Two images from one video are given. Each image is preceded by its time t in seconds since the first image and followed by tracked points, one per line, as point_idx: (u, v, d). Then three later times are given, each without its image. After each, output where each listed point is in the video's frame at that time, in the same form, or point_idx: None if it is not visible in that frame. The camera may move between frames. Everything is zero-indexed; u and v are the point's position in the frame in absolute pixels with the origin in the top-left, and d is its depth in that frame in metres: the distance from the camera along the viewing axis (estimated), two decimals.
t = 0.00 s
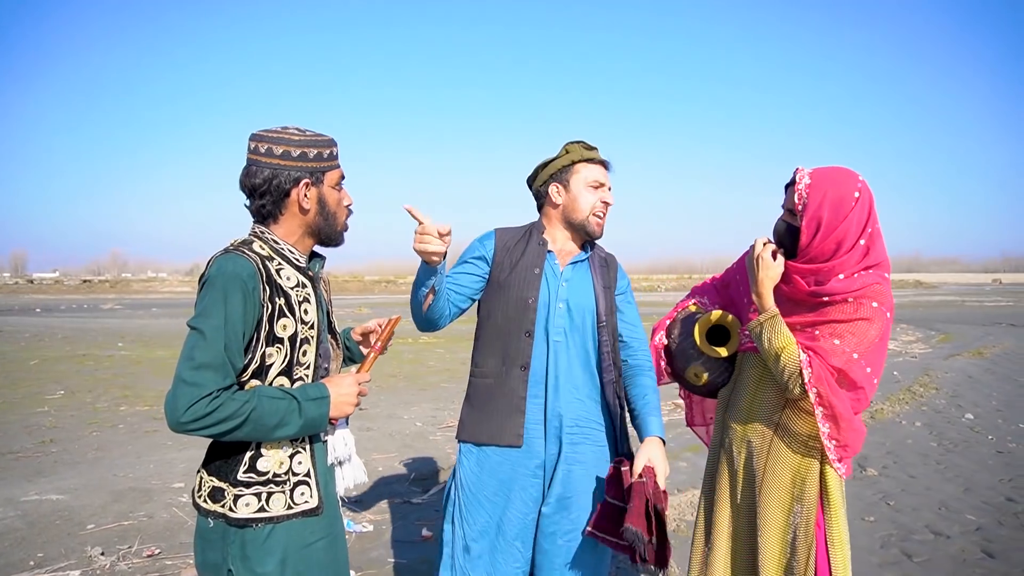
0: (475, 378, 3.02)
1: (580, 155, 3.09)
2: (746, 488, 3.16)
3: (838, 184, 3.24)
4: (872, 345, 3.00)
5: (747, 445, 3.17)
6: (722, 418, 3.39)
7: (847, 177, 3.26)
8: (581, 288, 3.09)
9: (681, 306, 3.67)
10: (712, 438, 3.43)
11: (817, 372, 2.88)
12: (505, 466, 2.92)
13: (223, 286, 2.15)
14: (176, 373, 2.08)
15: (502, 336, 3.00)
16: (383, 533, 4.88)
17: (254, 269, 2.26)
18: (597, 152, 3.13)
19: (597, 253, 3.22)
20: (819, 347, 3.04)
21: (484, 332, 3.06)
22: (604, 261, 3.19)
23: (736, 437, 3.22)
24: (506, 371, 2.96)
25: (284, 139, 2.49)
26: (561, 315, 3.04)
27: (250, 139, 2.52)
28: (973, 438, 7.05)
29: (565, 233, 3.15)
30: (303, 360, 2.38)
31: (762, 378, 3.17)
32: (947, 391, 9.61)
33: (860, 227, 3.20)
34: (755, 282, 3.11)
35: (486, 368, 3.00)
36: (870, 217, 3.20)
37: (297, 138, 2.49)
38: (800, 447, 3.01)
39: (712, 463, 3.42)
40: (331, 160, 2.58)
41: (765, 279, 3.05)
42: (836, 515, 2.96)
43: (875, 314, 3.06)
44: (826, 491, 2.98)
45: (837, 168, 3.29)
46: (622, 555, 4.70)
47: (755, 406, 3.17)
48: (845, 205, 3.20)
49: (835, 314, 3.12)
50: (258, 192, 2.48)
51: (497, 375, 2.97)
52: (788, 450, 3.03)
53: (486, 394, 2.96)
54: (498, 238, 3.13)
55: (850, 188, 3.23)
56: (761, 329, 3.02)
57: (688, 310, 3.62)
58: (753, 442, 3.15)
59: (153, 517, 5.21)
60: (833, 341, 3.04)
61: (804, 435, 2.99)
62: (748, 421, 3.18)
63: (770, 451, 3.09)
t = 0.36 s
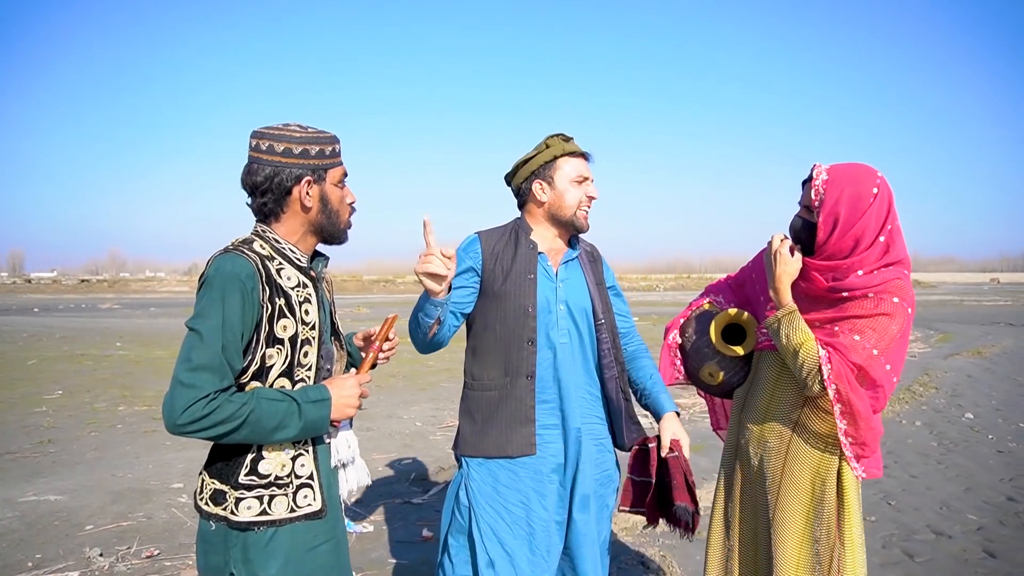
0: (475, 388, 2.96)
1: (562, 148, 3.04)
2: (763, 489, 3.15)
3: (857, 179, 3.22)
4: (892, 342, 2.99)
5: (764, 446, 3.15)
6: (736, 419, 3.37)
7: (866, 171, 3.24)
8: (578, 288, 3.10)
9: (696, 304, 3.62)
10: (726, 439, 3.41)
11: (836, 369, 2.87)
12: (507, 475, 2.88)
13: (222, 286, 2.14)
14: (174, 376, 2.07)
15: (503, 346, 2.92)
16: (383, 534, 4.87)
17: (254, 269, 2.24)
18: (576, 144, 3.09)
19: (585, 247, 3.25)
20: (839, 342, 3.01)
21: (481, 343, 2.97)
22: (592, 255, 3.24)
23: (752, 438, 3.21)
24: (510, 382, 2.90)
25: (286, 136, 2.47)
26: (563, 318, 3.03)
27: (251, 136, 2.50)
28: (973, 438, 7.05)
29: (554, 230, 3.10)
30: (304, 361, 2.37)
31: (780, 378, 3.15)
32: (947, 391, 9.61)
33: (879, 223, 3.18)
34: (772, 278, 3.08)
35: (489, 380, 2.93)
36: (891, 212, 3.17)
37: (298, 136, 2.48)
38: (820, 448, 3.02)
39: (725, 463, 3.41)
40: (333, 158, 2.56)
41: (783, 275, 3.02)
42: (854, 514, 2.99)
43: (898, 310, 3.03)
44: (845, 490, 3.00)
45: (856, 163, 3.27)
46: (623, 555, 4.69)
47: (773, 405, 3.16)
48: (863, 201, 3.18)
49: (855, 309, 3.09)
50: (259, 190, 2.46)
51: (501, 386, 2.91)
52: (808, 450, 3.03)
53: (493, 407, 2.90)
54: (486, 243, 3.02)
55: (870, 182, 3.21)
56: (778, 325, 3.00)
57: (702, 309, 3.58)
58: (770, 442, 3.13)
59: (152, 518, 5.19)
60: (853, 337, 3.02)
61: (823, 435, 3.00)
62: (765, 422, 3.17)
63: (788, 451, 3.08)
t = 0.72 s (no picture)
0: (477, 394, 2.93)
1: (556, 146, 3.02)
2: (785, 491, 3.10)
3: (876, 177, 3.19)
4: (919, 343, 2.97)
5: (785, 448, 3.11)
6: (752, 422, 3.34)
7: (884, 166, 3.21)
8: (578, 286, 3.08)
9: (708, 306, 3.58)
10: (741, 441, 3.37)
11: (864, 367, 2.84)
12: (511, 482, 2.85)
13: (218, 285, 2.11)
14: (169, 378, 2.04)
15: (504, 351, 2.89)
16: (385, 536, 4.84)
17: (251, 267, 2.22)
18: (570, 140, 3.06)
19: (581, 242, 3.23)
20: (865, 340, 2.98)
21: (483, 349, 2.93)
22: (589, 252, 3.21)
23: (772, 440, 3.16)
24: (512, 387, 2.86)
25: (284, 132, 2.44)
26: (565, 318, 3.00)
27: (248, 130, 2.47)
28: (976, 438, 7.03)
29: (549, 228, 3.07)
30: (303, 361, 2.35)
31: (801, 379, 3.13)
32: (949, 390, 9.60)
33: (901, 222, 3.14)
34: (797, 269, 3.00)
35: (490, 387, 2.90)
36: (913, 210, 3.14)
37: (297, 131, 2.45)
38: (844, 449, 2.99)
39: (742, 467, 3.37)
40: (331, 154, 2.54)
41: (811, 266, 2.96)
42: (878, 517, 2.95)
43: (925, 310, 3.02)
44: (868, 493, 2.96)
45: (873, 159, 3.24)
46: (626, 557, 4.67)
47: (793, 408, 3.13)
48: (883, 199, 3.15)
49: (882, 309, 3.07)
50: (256, 186, 2.43)
51: (502, 392, 2.87)
52: (833, 452, 3.00)
53: (495, 413, 2.86)
54: (483, 246, 3.00)
55: (889, 180, 3.17)
56: (805, 318, 2.93)
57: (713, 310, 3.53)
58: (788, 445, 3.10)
59: (151, 520, 5.16)
60: (879, 335, 2.99)
61: (849, 436, 2.97)
62: (787, 423, 3.13)
63: (812, 453, 3.04)
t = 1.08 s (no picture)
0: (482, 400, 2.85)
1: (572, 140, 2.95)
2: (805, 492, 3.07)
3: (900, 173, 3.13)
4: (949, 343, 2.94)
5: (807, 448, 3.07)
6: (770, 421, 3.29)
7: (907, 162, 3.17)
8: (591, 286, 3.02)
9: (716, 306, 3.50)
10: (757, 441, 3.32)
11: (892, 366, 2.80)
12: (522, 488, 2.81)
13: (217, 285, 2.06)
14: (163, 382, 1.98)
15: (516, 353, 2.84)
16: (386, 540, 4.79)
17: (252, 266, 2.16)
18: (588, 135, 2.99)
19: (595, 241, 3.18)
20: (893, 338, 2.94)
21: (495, 352, 2.89)
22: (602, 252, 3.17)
23: (793, 440, 3.12)
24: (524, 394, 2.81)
25: (287, 125, 2.39)
26: (579, 323, 2.93)
27: (249, 122, 2.42)
28: (983, 439, 6.98)
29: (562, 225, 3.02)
30: (307, 364, 2.29)
31: (824, 381, 3.08)
32: (955, 391, 9.53)
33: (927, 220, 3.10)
34: (823, 264, 2.97)
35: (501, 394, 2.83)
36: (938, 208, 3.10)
37: (300, 124, 2.40)
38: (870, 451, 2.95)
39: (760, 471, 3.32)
40: (336, 148, 2.49)
41: (835, 258, 2.94)
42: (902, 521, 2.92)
43: (954, 309, 2.98)
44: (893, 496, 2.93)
45: (895, 154, 3.19)
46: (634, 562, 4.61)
47: (815, 409, 3.08)
48: (907, 196, 3.11)
49: (910, 308, 3.02)
50: (257, 181, 2.38)
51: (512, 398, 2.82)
52: (858, 454, 2.96)
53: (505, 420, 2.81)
54: (495, 245, 2.90)
55: (914, 176, 3.13)
56: (832, 314, 2.91)
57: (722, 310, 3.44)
58: (812, 447, 3.06)
59: (147, 524, 5.11)
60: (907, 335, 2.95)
61: (874, 438, 2.93)
62: (809, 423, 3.09)
63: (835, 454, 3.00)
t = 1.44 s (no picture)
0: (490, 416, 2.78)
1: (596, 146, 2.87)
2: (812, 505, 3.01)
3: (909, 177, 3.07)
4: (964, 350, 2.90)
5: (814, 460, 3.00)
6: (773, 431, 3.21)
7: (916, 164, 3.10)
8: (604, 296, 2.97)
9: (715, 312, 3.43)
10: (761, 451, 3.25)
11: (908, 378, 2.73)
12: (520, 511, 2.73)
13: (214, 302, 2.00)
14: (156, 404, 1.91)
15: (523, 369, 2.77)
16: (388, 551, 4.73)
17: (253, 279, 2.11)
18: (612, 140, 2.91)
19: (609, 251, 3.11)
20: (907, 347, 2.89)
21: (500, 366, 2.82)
22: (617, 263, 3.11)
23: (799, 451, 3.04)
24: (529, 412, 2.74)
25: (290, 128, 2.32)
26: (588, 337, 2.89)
27: (250, 125, 2.35)
28: (992, 442, 6.91)
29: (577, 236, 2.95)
30: (310, 383, 2.24)
31: (831, 391, 3.01)
32: (962, 392, 9.46)
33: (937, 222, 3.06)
34: (827, 274, 2.90)
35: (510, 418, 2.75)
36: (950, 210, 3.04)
37: (303, 126, 2.33)
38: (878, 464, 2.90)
39: (763, 486, 3.22)
40: (342, 152, 2.43)
41: (841, 267, 2.87)
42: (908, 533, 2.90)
43: (967, 315, 2.94)
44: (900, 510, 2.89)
45: (903, 156, 3.12)
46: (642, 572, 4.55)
47: (823, 421, 3.01)
48: (917, 199, 3.04)
49: (922, 314, 2.97)
50: (259, 189, 2.32)
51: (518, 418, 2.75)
52: (867, 467, 2.91)
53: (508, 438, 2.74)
54: (506, 254, 2.81)
55: (924, 179, 3.06)
56: (842, 326, 2.82)
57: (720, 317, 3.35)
58: (820, 459, 2.99)
59: (145, 535, 5.06)
60: (922, 343, 2.90)
61: (884, 450, 2.88)
62: (816, 434, 3.01)
63: (843, 466, 2.95)
